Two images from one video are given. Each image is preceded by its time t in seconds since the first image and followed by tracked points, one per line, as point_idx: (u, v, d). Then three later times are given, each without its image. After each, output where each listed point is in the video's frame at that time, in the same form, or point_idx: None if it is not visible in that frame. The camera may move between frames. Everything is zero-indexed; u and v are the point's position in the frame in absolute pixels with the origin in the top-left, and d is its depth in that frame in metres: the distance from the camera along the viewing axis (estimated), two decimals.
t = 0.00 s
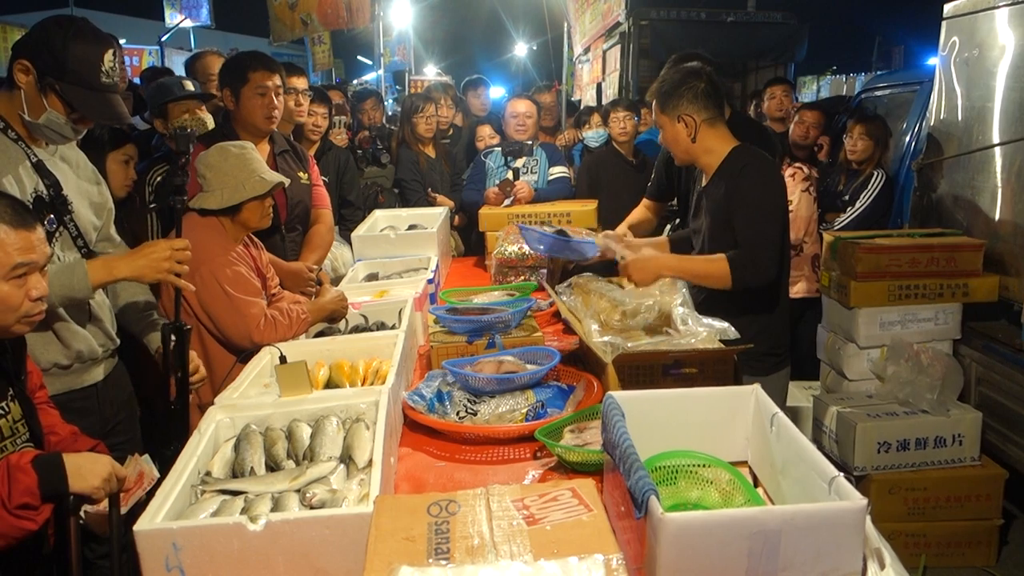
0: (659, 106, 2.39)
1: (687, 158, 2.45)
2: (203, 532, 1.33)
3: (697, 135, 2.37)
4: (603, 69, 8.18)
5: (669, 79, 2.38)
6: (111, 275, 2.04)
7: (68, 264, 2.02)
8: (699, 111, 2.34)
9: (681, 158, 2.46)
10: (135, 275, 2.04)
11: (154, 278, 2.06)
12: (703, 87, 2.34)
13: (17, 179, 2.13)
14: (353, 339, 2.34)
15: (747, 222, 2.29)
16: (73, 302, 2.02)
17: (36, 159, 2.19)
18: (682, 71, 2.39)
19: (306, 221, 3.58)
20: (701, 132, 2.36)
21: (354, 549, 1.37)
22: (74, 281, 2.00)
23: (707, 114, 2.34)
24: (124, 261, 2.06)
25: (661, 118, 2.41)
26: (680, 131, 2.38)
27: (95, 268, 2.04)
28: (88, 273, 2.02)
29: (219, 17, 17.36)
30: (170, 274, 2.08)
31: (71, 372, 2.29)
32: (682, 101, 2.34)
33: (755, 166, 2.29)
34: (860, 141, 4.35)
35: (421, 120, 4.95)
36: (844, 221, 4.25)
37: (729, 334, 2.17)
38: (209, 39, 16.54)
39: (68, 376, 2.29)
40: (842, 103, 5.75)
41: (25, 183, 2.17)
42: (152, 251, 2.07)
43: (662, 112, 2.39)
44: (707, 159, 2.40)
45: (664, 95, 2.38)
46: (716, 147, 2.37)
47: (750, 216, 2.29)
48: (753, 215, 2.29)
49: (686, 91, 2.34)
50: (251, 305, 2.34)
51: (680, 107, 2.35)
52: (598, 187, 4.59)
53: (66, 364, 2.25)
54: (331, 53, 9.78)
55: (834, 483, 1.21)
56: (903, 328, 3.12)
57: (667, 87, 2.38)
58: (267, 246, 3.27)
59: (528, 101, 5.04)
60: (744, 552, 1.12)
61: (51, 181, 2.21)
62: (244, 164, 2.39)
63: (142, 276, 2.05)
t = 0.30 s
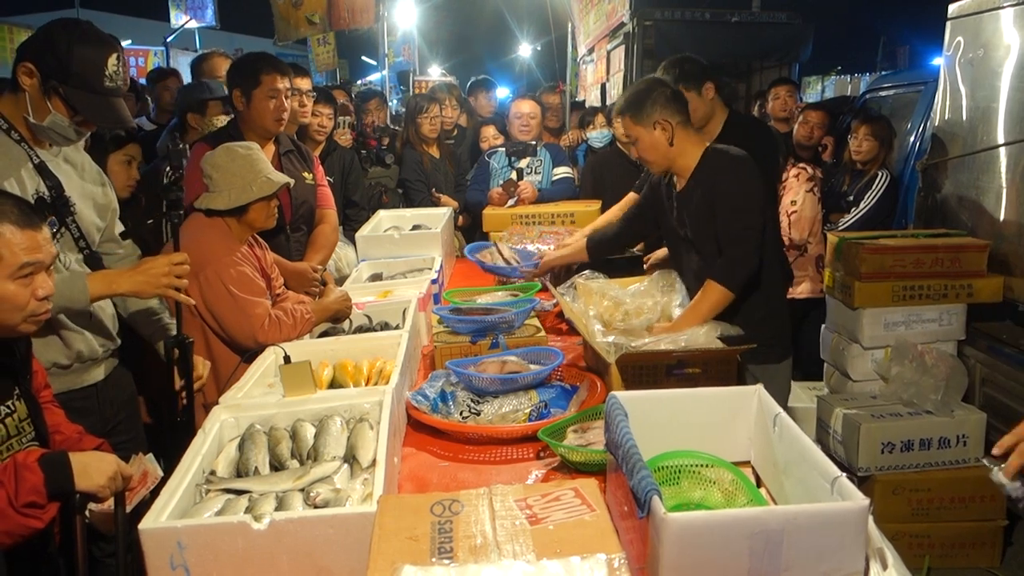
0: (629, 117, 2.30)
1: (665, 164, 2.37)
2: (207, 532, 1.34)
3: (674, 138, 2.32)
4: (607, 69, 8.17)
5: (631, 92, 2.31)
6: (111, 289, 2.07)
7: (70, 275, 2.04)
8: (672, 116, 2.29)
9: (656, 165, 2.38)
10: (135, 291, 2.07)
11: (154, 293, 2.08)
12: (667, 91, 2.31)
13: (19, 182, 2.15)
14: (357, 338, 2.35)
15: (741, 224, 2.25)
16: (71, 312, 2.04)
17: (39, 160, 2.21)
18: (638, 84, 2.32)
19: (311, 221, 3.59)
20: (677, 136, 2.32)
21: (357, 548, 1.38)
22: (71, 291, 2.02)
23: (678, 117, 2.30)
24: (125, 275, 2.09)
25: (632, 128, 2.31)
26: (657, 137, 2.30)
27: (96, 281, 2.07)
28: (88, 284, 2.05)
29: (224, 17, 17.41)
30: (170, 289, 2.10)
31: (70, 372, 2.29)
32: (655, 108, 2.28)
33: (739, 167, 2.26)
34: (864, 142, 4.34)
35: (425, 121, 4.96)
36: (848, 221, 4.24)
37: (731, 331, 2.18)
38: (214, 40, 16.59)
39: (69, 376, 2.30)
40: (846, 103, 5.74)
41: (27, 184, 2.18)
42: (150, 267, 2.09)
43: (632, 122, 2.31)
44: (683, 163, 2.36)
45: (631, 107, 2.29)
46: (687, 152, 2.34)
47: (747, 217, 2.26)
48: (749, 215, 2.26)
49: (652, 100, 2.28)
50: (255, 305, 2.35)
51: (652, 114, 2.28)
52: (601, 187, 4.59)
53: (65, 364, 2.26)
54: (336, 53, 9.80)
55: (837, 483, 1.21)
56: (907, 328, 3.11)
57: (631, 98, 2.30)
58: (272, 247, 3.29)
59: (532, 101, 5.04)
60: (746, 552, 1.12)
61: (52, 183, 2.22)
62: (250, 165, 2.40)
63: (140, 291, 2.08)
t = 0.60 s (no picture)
0: (616, 136, 2.24)
1: (659, 175, 2.35)
2: (209, 531, 1.34)
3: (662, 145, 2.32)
4: (610, 69, 8.17)
5: (606, 112, 2.24)
6: (114, 300, 2.08)
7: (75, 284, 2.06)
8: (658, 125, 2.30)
9: (650, 178, 2.34)
10: (137, 303, 2.08)
11: (156, 306, 2.09)
12: (640, 104, 2.26)
13: (25, 183, 2.15)
14: (359, 338, 2.36)
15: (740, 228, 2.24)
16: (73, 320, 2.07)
17: (43, 162, 2.21)
18: (611, 104, 2.25)
19: (313, 221, 3.60)
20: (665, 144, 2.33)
21: (360, 547, 1.38)
22: (74, 302, 2.05)
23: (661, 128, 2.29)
24: (127, 287, 2.10)
25: (621, 147, 2.25)
26: (650, 147, 2.28)
27: (101, 290, 2.09)
28: (92, 295, 2.07)
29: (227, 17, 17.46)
30: (172, 301, 2.11)
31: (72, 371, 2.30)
32: (644, 119, 2.25)
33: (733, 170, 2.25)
34: (865, 143, 4.34)
35: (427, 121, 4.96)
36: (850, 222, 4.24)
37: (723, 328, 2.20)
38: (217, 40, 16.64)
39: (71, 375, 2.30)
40: (849, 104, 5.74)
41: (31, 185, 2.17)
42: (153, 280, 2.10)
43: (620, 141, 2.24)
44: (671, 169, 2.38)
45: (614, 127, 2.23)
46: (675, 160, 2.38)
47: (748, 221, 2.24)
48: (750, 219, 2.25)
49: (630, 119, 2.23)
50: (257, 305, 2.35)
51: (641, 127, 2.25)
52: (603, 188, 4.59)
53: (67, 364, 2.27)
54: (339, 53, 9.82)
55: (837, 484, 1.21)
56: (909, 329, 3.10)
57: (609, 117, 2.24)
58: (274, 247, 3.30)
59: (534, 101, 5.04)
60: (746, 552, 1.12)
61: (57, 185, 2.22)
62: (255, 165, 2.40)
63: (143, 303, 2.08)
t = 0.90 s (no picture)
0: (632, 136, 2.24)
1: (678, 173, 2.37)
2: (213, 531, 1.35)
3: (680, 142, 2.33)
4: (611, 69, 8.17)
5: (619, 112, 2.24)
6: (116, 306, 2.08)
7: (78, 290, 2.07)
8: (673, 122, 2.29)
9: (670, 175, 2.35)
10: (139, 312, 2.08)
11: (157, 315, 2.09)
12: (654, 101, 2.27)
13: (29, 183, 2.15)
14: (361, 338, 2.36)
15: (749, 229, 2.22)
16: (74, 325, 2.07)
17: (49, 163, 2.21)
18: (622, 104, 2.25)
19: (315, 222, 3.60)
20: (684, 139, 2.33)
21: (363, 548, 1.38)
22: (75, 307, 2.06)
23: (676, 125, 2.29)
24: (129, 294, 2.10)
25: (638, 146, 2.25)
26: (669, 144, 2.29)
27: (104, 296, 2.10)
28: (94, 301, 2.08)
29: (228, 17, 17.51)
30: (173, 310, 2.11)
31: (74, 372, 2.31)
32: (657, 117, 2.25)
33: (740, 170, 2.25)
34: (864, 143, 4.35)
35: (429, 121, 4.95)
36: (852, 222, 4.24)
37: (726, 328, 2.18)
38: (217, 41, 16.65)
39: (74, 375, 2.31)
40: (849, 104, 5.74)
41: (36, 186, 2.18)
42: (155, 288, 2.10)
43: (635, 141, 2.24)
44: (691, 166, 2.39)
45: (629, 128, 2.23)
46: (694, 157, 2.40)
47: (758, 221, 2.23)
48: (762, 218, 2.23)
49: (644, 118, 2.23)
50: (259, 305, 2.36)
51: (657, 125, 2.25)
52: (604, 188, 4.60)
53: (70, 364, 2.28)
54: (340, 54, 9.83)
55: (839, 483, 1.22)
56: (910, 329, 3.11)
57: (623, 119, 2.24)
58: (276, 248, 3.31)
59: (535, 102, 5.05)
60: (749, 551, 1.12)
61: (62, 186, 2.22)
62: (257, 166, 2.41)
63: (143, 311, 2.09)
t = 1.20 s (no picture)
0: (670, 128, 2.27)
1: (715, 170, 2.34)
2: (216, 531, 1.35)
3: (720, 138, 2.31)
4: (611, 69, 8.18)
5: (658, 103, 2.28)
6: (119, 309, 2.09)
7: (79, 292, 2.07)
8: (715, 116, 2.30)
9: (707, 171, 2.33)
10: (141, 315, 2.09)
11: (159, 317, 2.10)
12: (695, 93, 2.28)
13: (32, 184, 2.16)
14: (363, 339, 2.37)
15: (767, 227, 2.19)
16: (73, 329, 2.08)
17: (51, 165, 2.22)
18: (661, 94, 2.29)
19: (317, 222, 3.61)
20: (724, 135, 2.31)
21: (365, 548, 1.39)
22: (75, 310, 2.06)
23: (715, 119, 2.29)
24: (131, 297, 2.11)
25: (672, 136, 2.28)
26: (706, 137, 2.28)
27: (104, 300, 2.10)
28: (96, 303, 2.08)
29: (227, 17, 17.52)
30: (173, 313, 2.12)
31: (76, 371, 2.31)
32: (696, 110, 2.27)
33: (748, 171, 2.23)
34: (864, 144, 4.36)
35: (429, 122, 4.96)
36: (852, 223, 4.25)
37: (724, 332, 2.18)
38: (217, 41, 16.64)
39: (77, 374, 2.31)
40: (850, 104, 5.75)
41: (39, 188, 2.18)
42: (156, 291, 2.11)
43: (671, 131, 2.28)
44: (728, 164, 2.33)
45: (666, 118, 2.26)
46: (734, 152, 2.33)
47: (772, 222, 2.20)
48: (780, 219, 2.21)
49: (682, 108, 2.26)
50: (262, 305, 2.36)
51: (696, 119, 2.27)
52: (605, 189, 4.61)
53: (73, 363, 2.28)
54: (339, 54, 9.84)
55: (842, 484, 1.22)
56: (911, 329, 3.11)
57: (663, 108, 2.26)
58: (278, 248, 3.31)
59: (536, 102, 5.05)
60: (752, 552, 1.13)
61: (65, 187, 2.23)
62: (257, 165, 2.41)
63: (146, 314, 2.10)
